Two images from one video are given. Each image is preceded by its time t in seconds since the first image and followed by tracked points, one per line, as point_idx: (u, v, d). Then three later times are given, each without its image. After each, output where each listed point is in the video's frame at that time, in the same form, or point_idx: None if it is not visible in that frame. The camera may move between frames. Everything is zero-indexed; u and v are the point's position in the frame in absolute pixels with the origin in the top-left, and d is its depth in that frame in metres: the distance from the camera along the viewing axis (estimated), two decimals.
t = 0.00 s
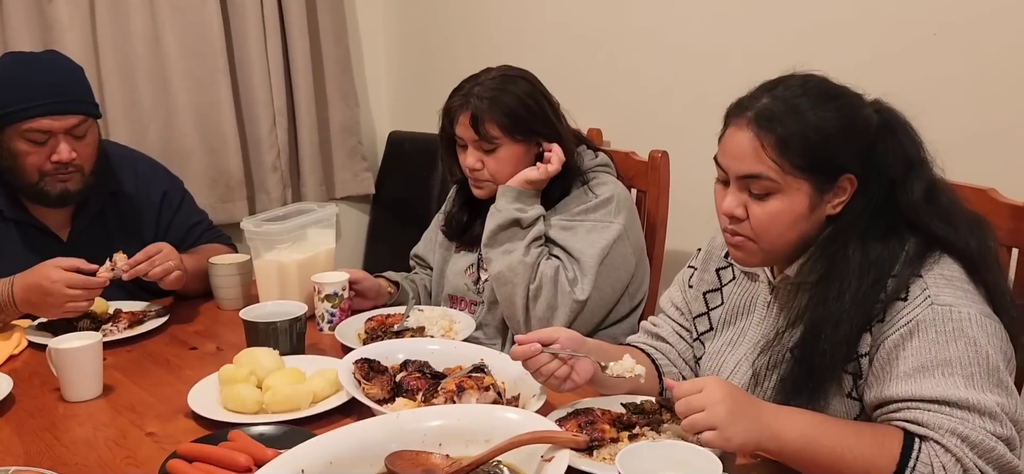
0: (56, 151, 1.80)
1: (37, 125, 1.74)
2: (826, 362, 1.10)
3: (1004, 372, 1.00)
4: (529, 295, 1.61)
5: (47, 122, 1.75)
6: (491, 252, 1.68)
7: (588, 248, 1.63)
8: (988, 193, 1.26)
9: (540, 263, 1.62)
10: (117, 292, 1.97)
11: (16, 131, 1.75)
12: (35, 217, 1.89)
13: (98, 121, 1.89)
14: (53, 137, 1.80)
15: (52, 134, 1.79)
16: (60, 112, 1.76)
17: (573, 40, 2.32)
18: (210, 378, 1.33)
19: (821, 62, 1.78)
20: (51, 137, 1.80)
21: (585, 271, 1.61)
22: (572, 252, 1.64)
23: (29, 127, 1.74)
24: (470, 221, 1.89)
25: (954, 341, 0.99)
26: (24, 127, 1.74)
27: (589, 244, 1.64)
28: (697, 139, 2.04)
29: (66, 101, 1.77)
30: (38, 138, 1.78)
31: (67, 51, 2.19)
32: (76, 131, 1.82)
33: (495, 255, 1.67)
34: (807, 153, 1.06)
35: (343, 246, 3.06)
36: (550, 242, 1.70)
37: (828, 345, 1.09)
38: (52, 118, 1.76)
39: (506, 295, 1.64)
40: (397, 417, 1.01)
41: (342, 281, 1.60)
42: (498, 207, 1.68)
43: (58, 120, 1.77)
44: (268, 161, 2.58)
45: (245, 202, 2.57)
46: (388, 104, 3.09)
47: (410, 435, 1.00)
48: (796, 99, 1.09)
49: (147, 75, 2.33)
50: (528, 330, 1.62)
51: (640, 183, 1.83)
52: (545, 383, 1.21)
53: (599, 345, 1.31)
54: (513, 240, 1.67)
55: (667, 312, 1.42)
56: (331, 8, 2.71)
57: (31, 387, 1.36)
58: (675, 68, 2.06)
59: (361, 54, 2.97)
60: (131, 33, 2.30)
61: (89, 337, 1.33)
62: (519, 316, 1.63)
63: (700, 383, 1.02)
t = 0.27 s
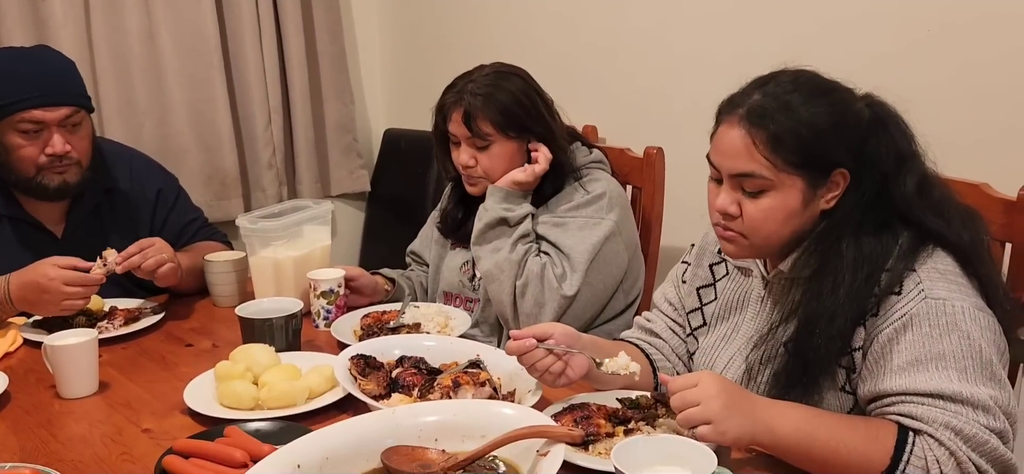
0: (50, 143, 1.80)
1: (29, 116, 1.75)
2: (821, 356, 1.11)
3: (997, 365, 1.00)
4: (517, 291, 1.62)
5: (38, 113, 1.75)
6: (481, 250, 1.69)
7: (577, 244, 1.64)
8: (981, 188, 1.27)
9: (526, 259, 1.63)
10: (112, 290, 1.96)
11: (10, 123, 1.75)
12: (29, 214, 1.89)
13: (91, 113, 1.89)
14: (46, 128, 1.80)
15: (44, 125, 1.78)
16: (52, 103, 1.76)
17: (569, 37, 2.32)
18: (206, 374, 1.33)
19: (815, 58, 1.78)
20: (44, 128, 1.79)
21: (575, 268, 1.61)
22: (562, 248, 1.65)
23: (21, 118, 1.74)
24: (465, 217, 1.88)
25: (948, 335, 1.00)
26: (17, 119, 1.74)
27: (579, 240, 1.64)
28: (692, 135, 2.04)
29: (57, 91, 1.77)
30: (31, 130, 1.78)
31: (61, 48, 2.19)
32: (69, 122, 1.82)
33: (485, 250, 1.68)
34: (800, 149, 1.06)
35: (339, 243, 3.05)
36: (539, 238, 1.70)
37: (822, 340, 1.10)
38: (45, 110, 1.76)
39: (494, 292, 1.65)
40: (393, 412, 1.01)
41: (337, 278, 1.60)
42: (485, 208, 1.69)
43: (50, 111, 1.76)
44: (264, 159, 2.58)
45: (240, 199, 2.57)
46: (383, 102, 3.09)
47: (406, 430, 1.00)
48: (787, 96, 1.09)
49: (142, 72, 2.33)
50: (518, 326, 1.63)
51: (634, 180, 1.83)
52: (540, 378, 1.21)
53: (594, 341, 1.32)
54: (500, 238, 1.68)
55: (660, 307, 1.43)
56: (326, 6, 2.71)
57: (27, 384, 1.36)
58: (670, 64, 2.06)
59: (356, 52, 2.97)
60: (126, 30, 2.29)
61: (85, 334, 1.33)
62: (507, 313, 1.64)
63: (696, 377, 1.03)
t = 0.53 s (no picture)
0: (49, 138, 1.81)
1: (29, 111, 1.74)
2: (819, 352, 1.11)
3: (995, 362, 1.01)
4: (519, 289, 1.62)
5: (37, 109, 1.75)
6: (481, 248, 1.68)
7: (575, 240, 1.64)
8: (978, 185, 1.27)
9: (528, 256, 1.63)
10: (110, 289, 1.96)
11: (9, 118, 1.75)
12: (27, 212, 1.89)
13: (90, 109, 1.89)
14: (46, 124, 1.80)
15: (44, 121, 1.78)
16: (52, 99, 1.76)
17: (566, 35, 2.33)
18: (205, 373, 1.33)
19: (813, 56, 1.78)
20: (43, 124, 1.79)
21: (574, 264, 1.61)
22: (561, 245, 1.65)
23: (21, 113, 1.74)
24: (462, 219, 1.88)
25: (945, 331, 1.00)
26: (16, 114, 1.74)
27: (578, 237, 1.65)
28: (690, 134, 2.05)
29: (56, 87, 1.77)
30: (30, 125, 1.78)
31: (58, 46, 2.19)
32: (68, 118, 1.82)
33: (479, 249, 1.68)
34: (780, 144, 1.07)
35: (337, 242, 3.06)
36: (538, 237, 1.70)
37: (820, 336, 1.11)
38: (44, 105, 1.76)
39: (496, 290, 1.65)
40: (391, 410, 1.01)
41: (335, 277, 1.61)
42: (486, 208, 1.68)
43: (49, 106, 1.76)
44: (262, 158, 2.58)
45: (238, 198, 2.57)
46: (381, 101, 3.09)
47: (405, 428, 1.00)
48: (767, 92, 1.10)
49: (139, 71, 2.32)
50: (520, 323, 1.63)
51: (632, 178, 1.83)
52: (538, 376, 1.22)
53: (593, 340, 1.33)
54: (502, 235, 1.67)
55: (659, 305, 1.43)
56: (324, 5, 2.71)
57: (25, 383, 1.36)
58: (668, 63, 2.06)
59: (353, 50, 2.97)
60: (124, 29, 2.29)
61: (83, 333, 1.33)
62: (511, 311, 1.65)
63: (693, 375, 1.03)
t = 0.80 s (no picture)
0: (48, 134, 1.80)
1: (27, 107, 1.74)
2: (813, 349, 1.11)
3: (990, 358, 1.01)
4: (516, 289, 1.61)
5: (35, 104, 1.75)
6: (475, 249, 1.68)
7: (572, 239, 1.64)
8: (976, 183, 1.27)
9: (524, 256, 1.63)
10: (108, 288, 1.96)
11: (8, 113, 1.75)
12: (25, 210, 1.88)
13: (88, 105, 1.88)
14: (44, 119, 1.79)
15: (42, 117, 1.78)
16: (50, 94, 1.76)
17: (564, 34, 2.33)
18: (203, 372, 1.33)
19: (811, 54, 1.79)
20: (42, 120, 1.79)
21: (573, 262, 1.61)
22: (558, 244, 1.64)
23: (19, 109, 1.74)
24: (457, 220, 1.89)
25: (941, 328, 1.00)
26: (14, 110, 1.74)
27: (575, 235, 1.64)
28: (688, 132, 2.05)
29: (54, 83, 1.76)
30: (28, 121, 1.78)
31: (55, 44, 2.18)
32: (67, 113, 1.82)
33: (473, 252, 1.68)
34: (768, 138, 1.08)
35: (335, 241, 3.05)
36: (534, 236, 1.70)
37: (813, 332, 1.10)
38: (42, 101, 1.76)
39: (492, 291, 1.64)
40: (390, 408, 1.01)
41: (334, 275, 1.61)
42: (479, 210, 1.68)
43: (48, 102, 1.76)
44: (259, 157, 2.57)
45: (236, 197, 2.56)
46: (379, 100, 3.09)
47: (403, 426, 1.00)
48: (755, 87, 1.10)
49: (136, 69, 2.32)
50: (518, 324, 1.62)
51: (630, 177, 1.83)
52: (536, 374, 1.21)
53: (592, 338, 1.33)
54: (499, 236, 1.68)
55: (656, 302, 1.43)
56: (322, 4, 2.71)
57: (22, 382, 1.36)
58: (666, 61, 2.06)
59: (351, 49, 2.97)
60: (121, 27, 2.29)
61: (81, 332, 1.32)
62: (506, 311, 1.63)
63: (691, 373, 1.03)
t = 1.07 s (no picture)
0: (48, 133, 1.80)
1: (27, 106, 1.74)
2: (811, 348, 1.11)
3: (990, 357, 1.01)
4: (532, 293, 1.60)
5: (35, 103, 1.75)
6: (480, 259, 1.66)
7: (578, 238, 1.63)
8: (975, 182, 1.27)
9: (535, 261, 1.61)
10: (108, 288, 1.96)
11: (8, 113, 1.75)
12: (24, 211, 1.88)
13: (87, 104, 1.89)
14: (44, 118, 1.79)
15: (42, 116, 1.78)
16: (49, 93, 1.76)
17: (564, 33, 2.32)
18: (203, 372, 1.33)
19: (810, 54, 1.79)
20: (42, 119, 1.79)
21: (584, 263, 1.60)
22: (565, 246, 1.64)
23: (19, 108, 1.74)
24: (452, 222, 1.90)
25: (941, 327, 1.00)
26: (15, 109, 1.74)
27: (580, 235, 1.64)
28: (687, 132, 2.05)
29: (54, 81, 1.76)
30: (28, 120, 1.78)
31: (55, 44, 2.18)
32: (67, 112, 1.82)
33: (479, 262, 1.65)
34: (746, 136, 1.09)
35: (334, 241, 3.05)
36: (538, 240, 1.70)
37: (810, 329, 1.10)
38: (42, 100, 1.76)
39: (506, 299, 1.61)
40: (390, 408, 1.01)
41: (334, 275, 1.61)
42: (479, 217, 1.67)
43: (48, 101, 1.76)
44: (259, 157, 2.57)
45: (235, 198, 2.56)
46: (378, 100, 3.09)
47: (403, 426, 1.00)
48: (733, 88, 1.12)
49: (135, 69, 2.32)
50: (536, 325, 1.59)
51: (630, 176, 1.83)
52: (540, 374, 1.22)
53: (595, 338, 1.32)
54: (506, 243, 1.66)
55: (655, 302, 1.43)
56: (321, 3, 2.71)
57: (22, 383, 1.36)
58: (666, 60, 2.06)
59: (350, 49, 2.97)
60: (120, 27, 2.29)
61: (81, 332, 1.32)
62: (523, 315, 1.61)
63: (691, 373, 1.03)
